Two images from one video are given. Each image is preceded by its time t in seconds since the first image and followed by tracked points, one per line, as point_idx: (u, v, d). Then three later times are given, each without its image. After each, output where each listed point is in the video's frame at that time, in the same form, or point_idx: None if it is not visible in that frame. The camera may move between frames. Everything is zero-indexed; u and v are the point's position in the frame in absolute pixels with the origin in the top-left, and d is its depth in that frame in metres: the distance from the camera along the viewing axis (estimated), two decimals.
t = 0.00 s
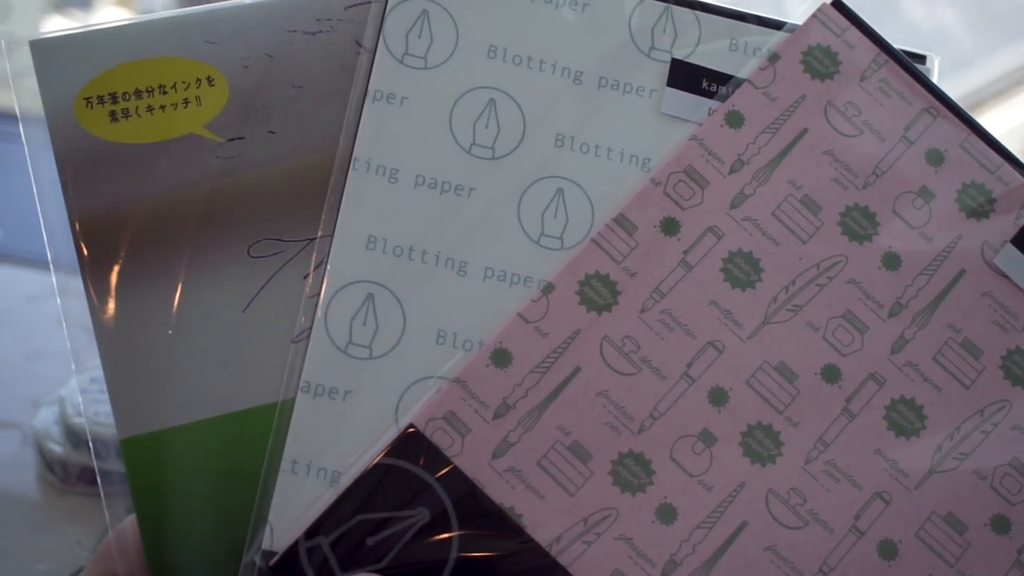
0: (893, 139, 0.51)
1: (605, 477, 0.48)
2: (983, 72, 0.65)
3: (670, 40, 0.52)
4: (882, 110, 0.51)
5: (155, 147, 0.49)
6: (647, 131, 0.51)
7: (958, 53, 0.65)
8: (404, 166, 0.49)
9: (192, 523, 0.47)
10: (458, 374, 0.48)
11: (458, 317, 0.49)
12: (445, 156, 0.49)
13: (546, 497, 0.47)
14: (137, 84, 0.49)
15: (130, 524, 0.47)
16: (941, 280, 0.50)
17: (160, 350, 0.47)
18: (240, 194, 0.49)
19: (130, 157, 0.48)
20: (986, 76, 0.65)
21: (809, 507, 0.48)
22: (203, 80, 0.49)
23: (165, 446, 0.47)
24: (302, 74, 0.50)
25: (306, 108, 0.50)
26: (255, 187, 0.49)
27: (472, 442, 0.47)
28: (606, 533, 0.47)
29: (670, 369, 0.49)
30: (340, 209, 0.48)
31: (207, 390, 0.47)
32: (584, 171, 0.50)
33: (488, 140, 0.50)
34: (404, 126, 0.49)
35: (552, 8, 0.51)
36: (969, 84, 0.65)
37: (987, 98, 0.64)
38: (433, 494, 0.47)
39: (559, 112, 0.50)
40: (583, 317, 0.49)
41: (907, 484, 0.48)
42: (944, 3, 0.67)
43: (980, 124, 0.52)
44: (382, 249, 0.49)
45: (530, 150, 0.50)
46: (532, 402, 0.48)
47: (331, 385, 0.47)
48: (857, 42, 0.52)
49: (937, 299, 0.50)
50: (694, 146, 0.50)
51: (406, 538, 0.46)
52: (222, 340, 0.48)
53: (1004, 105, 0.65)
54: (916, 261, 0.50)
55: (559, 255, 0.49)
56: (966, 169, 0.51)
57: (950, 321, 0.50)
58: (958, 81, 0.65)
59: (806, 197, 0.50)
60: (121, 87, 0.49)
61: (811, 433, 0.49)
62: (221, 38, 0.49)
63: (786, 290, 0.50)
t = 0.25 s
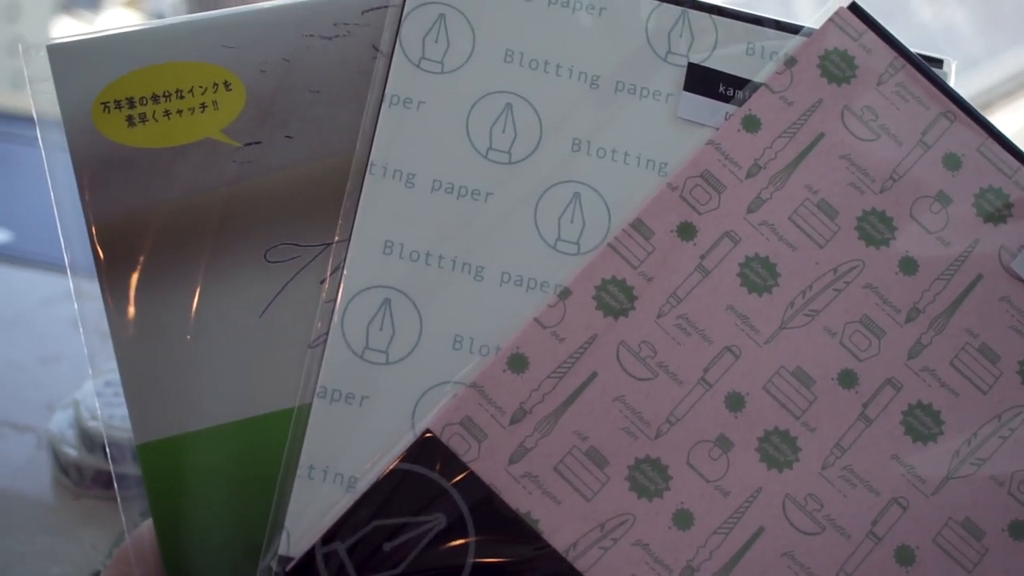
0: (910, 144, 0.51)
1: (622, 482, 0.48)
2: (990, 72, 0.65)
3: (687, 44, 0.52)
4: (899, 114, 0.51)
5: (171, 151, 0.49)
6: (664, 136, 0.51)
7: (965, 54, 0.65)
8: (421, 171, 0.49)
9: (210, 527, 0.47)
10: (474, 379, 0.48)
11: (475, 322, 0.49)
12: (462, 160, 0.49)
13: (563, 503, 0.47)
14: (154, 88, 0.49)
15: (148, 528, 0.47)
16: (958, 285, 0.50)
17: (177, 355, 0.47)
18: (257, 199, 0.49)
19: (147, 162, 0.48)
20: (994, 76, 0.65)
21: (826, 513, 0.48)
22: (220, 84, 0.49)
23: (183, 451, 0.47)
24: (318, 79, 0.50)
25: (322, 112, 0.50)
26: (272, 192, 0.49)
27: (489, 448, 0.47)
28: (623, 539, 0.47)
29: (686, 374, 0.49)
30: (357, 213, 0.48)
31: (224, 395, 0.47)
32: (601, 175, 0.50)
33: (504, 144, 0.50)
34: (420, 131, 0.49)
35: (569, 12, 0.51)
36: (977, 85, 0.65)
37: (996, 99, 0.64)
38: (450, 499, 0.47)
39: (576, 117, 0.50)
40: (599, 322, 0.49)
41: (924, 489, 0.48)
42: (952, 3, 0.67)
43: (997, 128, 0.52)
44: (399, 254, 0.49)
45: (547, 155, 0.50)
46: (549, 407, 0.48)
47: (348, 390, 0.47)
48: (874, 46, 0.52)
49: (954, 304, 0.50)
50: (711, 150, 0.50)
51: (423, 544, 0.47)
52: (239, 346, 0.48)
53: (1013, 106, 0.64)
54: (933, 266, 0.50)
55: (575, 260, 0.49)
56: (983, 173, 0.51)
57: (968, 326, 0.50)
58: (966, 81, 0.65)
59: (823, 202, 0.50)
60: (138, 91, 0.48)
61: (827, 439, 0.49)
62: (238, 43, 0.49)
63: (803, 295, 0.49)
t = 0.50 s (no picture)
0: (921, 151, 0.51)
1: (632, 490, 0.48)
2: (994, 75, 0.65)
3: (698, 51, 0.51)
4: (910, 122, 0.51)
5: (182, 159, 0.49)
6: (675, 143, 0.51)
7: (968, 57, 0.66)
8: (432, 179, 0.49)
9: (221, 535, 0.47)
10: (485, 387, 0.48)
11: (485, 330, 0.48)
12: (472, 168, 0.49)
13: (574, 511, 0.47)
14: (165, 96, 0.49)
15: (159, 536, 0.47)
16: (970, 293, 0.50)
17: (188, 363, 0.47)
18: (267, 207, 0.49)
19: (158, 169, 0.48)
20: (1000, 77, 0.65)
21: (837, 521, 0.48)
22: (230, 92, 0.49)
23: (194, 459, 0.47)
24: (329, 86, 0.50)
25: (333, 119, 0.50)
26: (283, 200, 0.49)
27: (499, 456, 0.47)
28: (634, 547, 0.47)
29: (697, 382, 0.48)
30: (368, 221, 0.48)
31: (235, 403, 0.47)
32: (611, 183, 0.50)
33: (515, 152, 0.50)
34: (431, 138, 0.49)
35: (580, 20, 0.51)
36: (982, 86, 0.65)
37: (1001, 100, 0.64)
38: (461, 507, 0.47)
39: (586, 125, 0.50)
40: (610, 330, 0.49)
41: (936, 498, 0.48)
42: (955, 8, 0.67)
43: (1008, 135, 0.52)
44: (410, 262, 0.48)
45: (558, 163, 0.50)
46: (560, 416, 0.48)
47: (359, 398, 0.47)
48: (885, 53, 0.52)
49: (966, 312, 0.50)
50: (722, 158, 0.50)
51: (433, 552, 0.47)
52: (249, 354, 0.48)
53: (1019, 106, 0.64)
54: (944, 274, 0.50)
55: (586, 268, 0.49)
56: (995, 181, 0.51)
57: (979, 335, 0.50)
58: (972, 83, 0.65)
59: (834, 210, 0.50)
60: (149, 99, 0.48)
61: (839, 447, 0.48)
62: (249, 50, 0.49)
63: (814, 303, 0.49)
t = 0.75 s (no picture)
0: (933, 155, 0.51)
1: (644, 495, 0.48)
2: (999, 77, 0.65)
3: (709, 56, 0.51)
4: (922, 126, 0.51)
5: (194, 163, 0.49)
6: (686, 148, 0.50)
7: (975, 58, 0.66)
8: (443, 183, 0.49)
9: (234, 538, 0.47)
10: (497, 392, 0.48)
11: (497, 335, 0.48)
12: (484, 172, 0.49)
13: (586, 516, 0.47)
14: (177, 101, 0.49)
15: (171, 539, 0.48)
16: (982, 298, 0.50)
17: (200, 368, 0.47)
18: (279, 211, 0.49)
19: (170, 173, 0.48)
20: (1005, 79, 0.65)
21: (850, 526, 0.48)
22: (242, 96, 0.49)
23: (206, 463, 0.47)
24: (340, 91, 0.50)
25: (345, 124, 0.50)
26: (294, 205, 0.49)
27: (511, 461, 0.47)
28: (646, 552, 0.47)
29: (710, 387, 0.48)
30: (379, 225, 0.48)
31: (247, 407, 0.47)
32: (622, 187, 0.50)
33: (527, 156, 0.50)
34: (443, 143, 0.49)
35: (591, 24, 0.51)
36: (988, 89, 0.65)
37: (1007, 102, 0.65)
38: (472, 512, 0.47)
39: (598, 129, 0.50)
40: (622, 334, 0.49)
41: (949, 503, 0.48)
42: (959, 10, 0.67)
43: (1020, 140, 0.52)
44: (421, 266, 0.48)
45: (569, 167, 0.50)
46: (571, 420, 0.48)
47: (370, 403, 0.47)
48: (896, 58, 0.52)
49: (978, 317, 0.50)
50: (733, 162, 0.50)
51: (445, 557, 0.47)
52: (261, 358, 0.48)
53: None
54: (957, 278, 0.50)
55: (597, 272, 0.49)
56: (1007, 185, 0.51)
57: (992, 339, 0.49)
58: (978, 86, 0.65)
59: (846, 214, 0.50)
60: (161, 103, 0.48)
61: (851, 452, 0.48)
62: (261, 55, 0.49)
63: (826, 307, 0.49)
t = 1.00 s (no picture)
0: (948, 157, 0.51)
1: (659, 498, 0.47)
2: (1004, 77, 0.66)
3: (723, 58, 0.51)
4: (936, 128, 0.51)
5: (207, 165, 0.49)
6: (700, 150, 0.50)
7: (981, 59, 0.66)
8: (457, 186, 0.49)
9: (248, 541, 0.47)
10: (511, 394, 0.48)
11: (511, 337, 0.48)
12: (497, 175, 0.49)
13: (601, 519, 0.47)
14: (190, 103, 0.48)
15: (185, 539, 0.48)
16: (997, 300, 0.50)
17: (214, 370, 0.47)
18: (293, 214, 0.49)
19: (183, 175, 0.48)
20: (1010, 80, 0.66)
21: (864, 529, 0.48)
22: (256, 98, 0.49)
23: (221, 466, 0.47)
24: (354, 93, 0.50)
25: (358, 126, 0.50)
26: (308, 207, 0.49)
27: (525, 464, 0.47)
28: (660, 555, 0.47)
29: (724, 390, 0.48)
30: (393, 228, 0.48)
31: (261, 410, 0.47)
32: (636, 190, 0.50)
33: (541, 159, 0.50)
34: (456, 145, 0.49)
35: (605, 26, 0.51)
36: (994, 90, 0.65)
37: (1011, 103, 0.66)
38: (486, 515, 0.47)
39: (611, 131, 0.50)
40: (636, 337, 0.48)
41: (964, 506, 0.48)
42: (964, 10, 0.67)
43: None
44: (435, 268, 0.48)
45: (583, 169, 0.50)
46: (586, 423, 0.48)
47: (384, 405, 0.47)
48: (911, 60, 0.51)
49: (993, 319, 0.49)
50: (747, 165, 0.50)
51: (460, 560, 0.47)
52: (274, 360, 0.48)
53: None
54: (971, 281, 0.50)
55: (611, 275, 0.49)
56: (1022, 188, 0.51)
57: (1007, 342, 0.49)
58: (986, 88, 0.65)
59: (860, 217, 0.50)
60: (174, 105, 0.48)
61: (866, 455, 0.48)
62: (274, 57, 0.49)
63: (841, 310, 0.49)
